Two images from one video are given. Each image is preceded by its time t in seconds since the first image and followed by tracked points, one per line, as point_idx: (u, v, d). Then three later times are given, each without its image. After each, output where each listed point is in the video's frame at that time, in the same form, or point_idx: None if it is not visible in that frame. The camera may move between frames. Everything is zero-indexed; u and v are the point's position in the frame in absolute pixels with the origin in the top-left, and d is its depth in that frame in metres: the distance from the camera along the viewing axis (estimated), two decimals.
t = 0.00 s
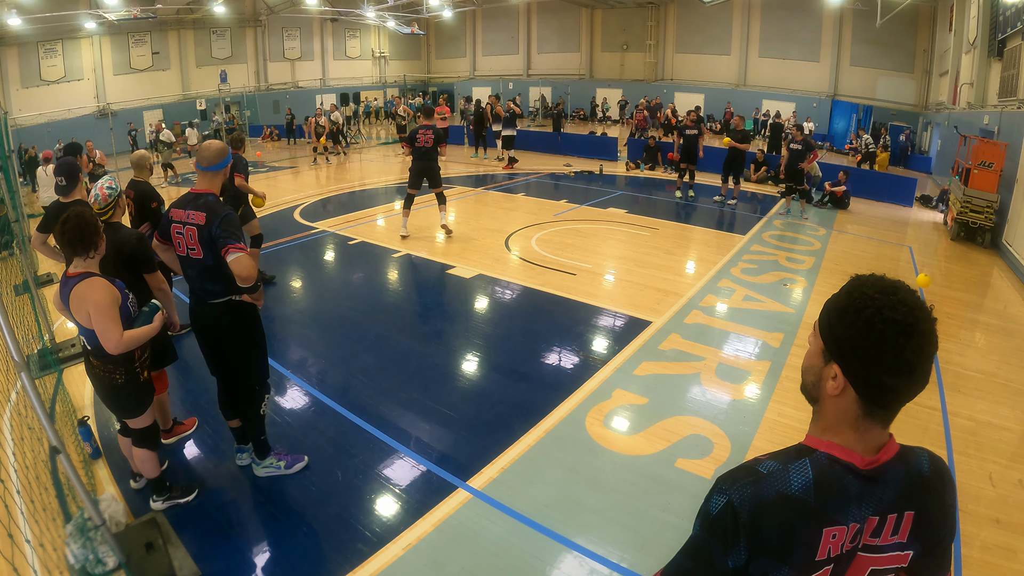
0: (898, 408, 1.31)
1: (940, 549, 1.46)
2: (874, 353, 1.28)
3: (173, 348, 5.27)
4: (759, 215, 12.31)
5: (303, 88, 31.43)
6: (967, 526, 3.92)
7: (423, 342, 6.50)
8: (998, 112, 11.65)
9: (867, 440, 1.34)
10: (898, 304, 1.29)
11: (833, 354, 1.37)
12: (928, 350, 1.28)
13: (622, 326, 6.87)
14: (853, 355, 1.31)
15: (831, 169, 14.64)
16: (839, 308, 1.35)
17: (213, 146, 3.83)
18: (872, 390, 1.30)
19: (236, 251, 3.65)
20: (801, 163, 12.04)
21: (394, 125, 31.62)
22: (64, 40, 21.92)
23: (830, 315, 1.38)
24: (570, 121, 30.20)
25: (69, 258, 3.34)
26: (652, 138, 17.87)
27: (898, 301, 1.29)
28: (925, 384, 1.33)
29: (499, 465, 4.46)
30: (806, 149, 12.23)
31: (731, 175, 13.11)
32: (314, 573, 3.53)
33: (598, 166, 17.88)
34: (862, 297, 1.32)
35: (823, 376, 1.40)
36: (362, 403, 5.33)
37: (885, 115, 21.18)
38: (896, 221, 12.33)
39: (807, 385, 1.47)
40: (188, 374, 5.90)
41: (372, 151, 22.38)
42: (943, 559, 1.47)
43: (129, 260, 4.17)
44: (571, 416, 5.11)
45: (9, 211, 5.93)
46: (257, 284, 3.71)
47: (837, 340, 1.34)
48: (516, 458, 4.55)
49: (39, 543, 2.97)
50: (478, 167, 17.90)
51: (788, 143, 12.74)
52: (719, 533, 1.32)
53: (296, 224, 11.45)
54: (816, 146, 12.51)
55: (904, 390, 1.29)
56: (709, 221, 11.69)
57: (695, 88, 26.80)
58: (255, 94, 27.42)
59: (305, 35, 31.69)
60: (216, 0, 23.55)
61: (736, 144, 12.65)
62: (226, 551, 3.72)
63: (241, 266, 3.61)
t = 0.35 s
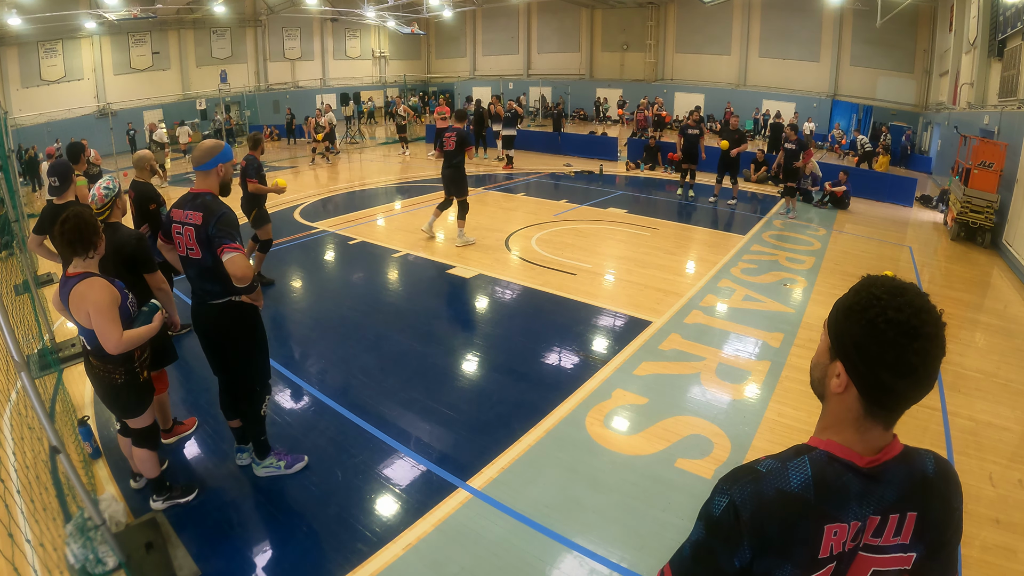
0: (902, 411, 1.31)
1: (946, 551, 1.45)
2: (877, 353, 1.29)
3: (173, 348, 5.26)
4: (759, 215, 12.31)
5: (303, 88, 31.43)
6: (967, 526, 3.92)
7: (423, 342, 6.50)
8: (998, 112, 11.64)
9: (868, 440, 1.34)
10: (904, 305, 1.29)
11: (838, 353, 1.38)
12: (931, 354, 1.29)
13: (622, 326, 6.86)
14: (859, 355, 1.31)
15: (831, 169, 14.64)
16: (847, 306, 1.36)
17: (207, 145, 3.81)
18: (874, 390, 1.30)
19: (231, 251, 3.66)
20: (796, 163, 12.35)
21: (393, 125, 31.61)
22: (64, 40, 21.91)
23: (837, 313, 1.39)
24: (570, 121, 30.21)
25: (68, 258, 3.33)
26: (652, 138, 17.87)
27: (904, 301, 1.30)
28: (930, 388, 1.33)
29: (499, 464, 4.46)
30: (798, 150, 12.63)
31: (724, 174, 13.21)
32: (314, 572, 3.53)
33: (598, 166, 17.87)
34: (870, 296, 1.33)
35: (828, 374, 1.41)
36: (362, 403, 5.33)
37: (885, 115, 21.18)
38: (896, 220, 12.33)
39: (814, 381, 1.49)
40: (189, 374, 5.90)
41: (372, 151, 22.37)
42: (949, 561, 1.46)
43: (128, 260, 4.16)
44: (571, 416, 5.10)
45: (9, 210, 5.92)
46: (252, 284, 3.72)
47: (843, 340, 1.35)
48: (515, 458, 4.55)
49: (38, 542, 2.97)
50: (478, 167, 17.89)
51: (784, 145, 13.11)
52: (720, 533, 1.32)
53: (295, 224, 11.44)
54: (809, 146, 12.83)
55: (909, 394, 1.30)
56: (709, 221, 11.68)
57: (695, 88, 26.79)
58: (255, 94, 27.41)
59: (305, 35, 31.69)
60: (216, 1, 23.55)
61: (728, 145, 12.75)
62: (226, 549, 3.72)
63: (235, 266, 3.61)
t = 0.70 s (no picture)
0: (888, 394, 1.36)
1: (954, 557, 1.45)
2: (846, 340, 1.36)
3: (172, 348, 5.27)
4: (759, 216, 12.32)
5: (303, 88, 31.45)
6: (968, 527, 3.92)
7: (423, 342, 6.50)
8: (999, 112, 11.63)
9: (876, 451, 1.37)
10: (858, 293, 1.40)
11: (818, 356, 1.44)
12: (903, 331, 1.36)
13: (622, 326, 6.87)
14: (829, 347, 1.39)
15: (831, 169, 14.65)
16: (814, 312, 1.46)
17: (206, 145, 3.82)
18: (852, 375, 1.37)
19: (226, 251, 3.65)
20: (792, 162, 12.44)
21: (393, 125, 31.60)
22: (65, 40, 21.94)
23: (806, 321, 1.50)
24: (570, 121, 30.20)
25: (67, 258, 3.33)
26: (652, 138, 17.88)
27: (857, 291, 1.40)
28: (912, 370, 1.39)
29: (499, 465, 4.46)
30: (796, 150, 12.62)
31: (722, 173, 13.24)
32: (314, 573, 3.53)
33: (599, 165, 17.88)
34: (830, 298, 1.43)
35: (815, 383, 1.46)
36: (363, 403, 5.33)
37: (885, 115, 21.18)
38: (896, 221, 12.33)
39: (806, 401, 1.53)
40: (190, 373, 5.91)
41: (372, 151, 22.39)
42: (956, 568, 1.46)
43: (129, 260, 4.17)
44: (571, 416, 5.11)
45: (9, 210, 5.92)
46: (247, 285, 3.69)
47: (815, 340, 1.43)
48: (515, 458, 4.55)
49: (39, 541, 2.98)
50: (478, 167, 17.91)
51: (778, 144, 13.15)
52: (733, 550, 1.34)
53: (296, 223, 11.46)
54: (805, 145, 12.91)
55: (893, 373, 1.35)
56: (709, 221, 11.68)
57: (696, 88, 26.79)
58: (255, 94, 27.42)
59: (305, 35, 31.71)
60: (216, 1, 23.59)
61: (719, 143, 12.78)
62: (226, 550, 3.72)
63: (230, 267, 3.61)
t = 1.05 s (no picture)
0: (890, 399, 1.35)
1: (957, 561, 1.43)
2: (847, 341, 1.36)
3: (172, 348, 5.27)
4: (759, 216, 12.32)
5: (303, 88, 31.45)
6: (968, 527, 3.92)
7: (423, 342, 6.50)
8: (999, 112, 11.63)
9: (875, 455, 1.37)
10: (860, 295, 1.38)
11: (817, 361, 1.44)
12: (906, 333, 1.35)
13: (622, 326, 6.87)
14: (829, 350, 1.39)
15: (831, 169, 14.65)
16: (817, 315, 1.45)
17: (207, 146, 3.82)
18: (852, 378, 1.36)
19: (230, 253, 3.62)
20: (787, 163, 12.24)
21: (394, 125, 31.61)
22: (65, 40, 21.94)
23: (810, 320, 1.48)
24: (570, 120, 30.20)
25: (67, 258, 3.33)
26: (652, 138, 17.89)
27: (858, 291, 1.40)
28: (917, 371, 1.37)
29: (499, 465, 4.46)
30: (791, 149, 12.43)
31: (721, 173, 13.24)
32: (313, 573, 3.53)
33: (599, 165, 17.89)
34: (830, 300, 1.43)
35: (815, 386, 1.46)
36: (363, 403, 5.33)
37: (886, 115, 21.21)
38: (896, 221, 12.33)
39: (807, 404, 1.52)
40: (191, 373, 5.91)
41: (373, 151, 22.40)
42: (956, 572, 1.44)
43: (129, 260, 4.17)
44: (571, 416, 5.10)
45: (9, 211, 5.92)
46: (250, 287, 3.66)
47: (817, 342, 1.43)
48: (515, 458, 4.55)
49: (38, 541, 2.97)
50: (478, 167, 17.91)
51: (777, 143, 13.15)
52: (729, 544, 1.36)
53: (296, 223, 11.47)
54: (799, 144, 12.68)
55: (896, 373, 1.34)
56: (710, 221, 11.68)
57: (696, 88, 26.77)
58: (255, 94, 27.43)
59: (306, 35, 31.73)
60: (217, 1, 23.62)
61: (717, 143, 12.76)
62: (226, 550, 3.72)
63: (233, 269, 3.58)
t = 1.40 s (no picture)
0: (874, 392, 1.34)
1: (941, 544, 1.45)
2: (833, 335, 1.34)
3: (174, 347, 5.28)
4: (759, 216, 12.31)
5: (303, 88, 31.43)
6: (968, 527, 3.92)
7: (423, 342, 6.50)
8: (999, 112, 11.62)
9: (855, 442, 1.36)
10: (850, 290, 1.38)
11: (803, 352, 1.43)
12: (890, 331, 1.34)
13: (622, 326, 6.87)
14: (817, 344, 1.37)
15: (831, 170, 14.65)
16: (805, 308, 1.44)
17: (214, 148, 3.81)
18: (836, 372, 1.35)
19: (238, 257, 3.62)
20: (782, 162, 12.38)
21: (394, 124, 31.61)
22: (65, 40, 21.91)
23: (800, 314, 1.47)
24: (571, 120, 30.20)
25: (67, 257, 3.33)
26: (653, 138, 17.90)
27: (847, 287, 1.38)
28: (902, 366, 1.37)
29: (499, 465, 4.46)
30: (786, 148, 12.53)
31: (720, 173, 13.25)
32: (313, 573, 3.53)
33: (599, 165, 17.89)
34: (819, 293, 1.42)
35: (800, 376, 1.46)
36: (362, 403, 5.33)
37: (886, 115, 21.26)
38: (896, 221, 12.32)
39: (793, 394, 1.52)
40: (192, 372, 5.91)
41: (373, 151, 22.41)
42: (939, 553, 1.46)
43: (128, 259, 4.17)
44: (571, 416, 5.10)
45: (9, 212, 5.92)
46: (258, 292, 3.68)
47: (804, 333, 1.42)
48: (515, 458, 4.55)
49: (39, 542, 2.97)
50: (479, 167, 17.92)
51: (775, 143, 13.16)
52: (713, 519, 1.26)
53: (296, 223, 11.47)
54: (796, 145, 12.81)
55: (880, 367, 1.33)
56: (709, 221, 11.69)
57: (696, 89, 26.74)
58: (255, 93, 27.42)
59: (305, 34, 31.70)
60: (216, 0, 23.61)
61: (717, 143, 12.76)
62: (226, 549, 3.72)
63: (240, 273, 3.59)
